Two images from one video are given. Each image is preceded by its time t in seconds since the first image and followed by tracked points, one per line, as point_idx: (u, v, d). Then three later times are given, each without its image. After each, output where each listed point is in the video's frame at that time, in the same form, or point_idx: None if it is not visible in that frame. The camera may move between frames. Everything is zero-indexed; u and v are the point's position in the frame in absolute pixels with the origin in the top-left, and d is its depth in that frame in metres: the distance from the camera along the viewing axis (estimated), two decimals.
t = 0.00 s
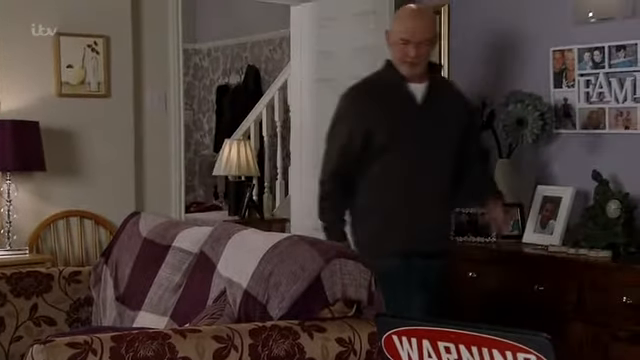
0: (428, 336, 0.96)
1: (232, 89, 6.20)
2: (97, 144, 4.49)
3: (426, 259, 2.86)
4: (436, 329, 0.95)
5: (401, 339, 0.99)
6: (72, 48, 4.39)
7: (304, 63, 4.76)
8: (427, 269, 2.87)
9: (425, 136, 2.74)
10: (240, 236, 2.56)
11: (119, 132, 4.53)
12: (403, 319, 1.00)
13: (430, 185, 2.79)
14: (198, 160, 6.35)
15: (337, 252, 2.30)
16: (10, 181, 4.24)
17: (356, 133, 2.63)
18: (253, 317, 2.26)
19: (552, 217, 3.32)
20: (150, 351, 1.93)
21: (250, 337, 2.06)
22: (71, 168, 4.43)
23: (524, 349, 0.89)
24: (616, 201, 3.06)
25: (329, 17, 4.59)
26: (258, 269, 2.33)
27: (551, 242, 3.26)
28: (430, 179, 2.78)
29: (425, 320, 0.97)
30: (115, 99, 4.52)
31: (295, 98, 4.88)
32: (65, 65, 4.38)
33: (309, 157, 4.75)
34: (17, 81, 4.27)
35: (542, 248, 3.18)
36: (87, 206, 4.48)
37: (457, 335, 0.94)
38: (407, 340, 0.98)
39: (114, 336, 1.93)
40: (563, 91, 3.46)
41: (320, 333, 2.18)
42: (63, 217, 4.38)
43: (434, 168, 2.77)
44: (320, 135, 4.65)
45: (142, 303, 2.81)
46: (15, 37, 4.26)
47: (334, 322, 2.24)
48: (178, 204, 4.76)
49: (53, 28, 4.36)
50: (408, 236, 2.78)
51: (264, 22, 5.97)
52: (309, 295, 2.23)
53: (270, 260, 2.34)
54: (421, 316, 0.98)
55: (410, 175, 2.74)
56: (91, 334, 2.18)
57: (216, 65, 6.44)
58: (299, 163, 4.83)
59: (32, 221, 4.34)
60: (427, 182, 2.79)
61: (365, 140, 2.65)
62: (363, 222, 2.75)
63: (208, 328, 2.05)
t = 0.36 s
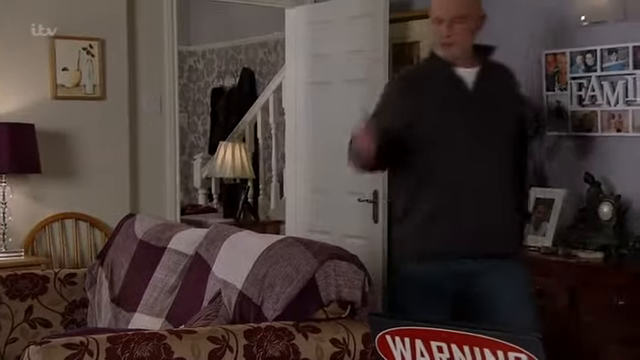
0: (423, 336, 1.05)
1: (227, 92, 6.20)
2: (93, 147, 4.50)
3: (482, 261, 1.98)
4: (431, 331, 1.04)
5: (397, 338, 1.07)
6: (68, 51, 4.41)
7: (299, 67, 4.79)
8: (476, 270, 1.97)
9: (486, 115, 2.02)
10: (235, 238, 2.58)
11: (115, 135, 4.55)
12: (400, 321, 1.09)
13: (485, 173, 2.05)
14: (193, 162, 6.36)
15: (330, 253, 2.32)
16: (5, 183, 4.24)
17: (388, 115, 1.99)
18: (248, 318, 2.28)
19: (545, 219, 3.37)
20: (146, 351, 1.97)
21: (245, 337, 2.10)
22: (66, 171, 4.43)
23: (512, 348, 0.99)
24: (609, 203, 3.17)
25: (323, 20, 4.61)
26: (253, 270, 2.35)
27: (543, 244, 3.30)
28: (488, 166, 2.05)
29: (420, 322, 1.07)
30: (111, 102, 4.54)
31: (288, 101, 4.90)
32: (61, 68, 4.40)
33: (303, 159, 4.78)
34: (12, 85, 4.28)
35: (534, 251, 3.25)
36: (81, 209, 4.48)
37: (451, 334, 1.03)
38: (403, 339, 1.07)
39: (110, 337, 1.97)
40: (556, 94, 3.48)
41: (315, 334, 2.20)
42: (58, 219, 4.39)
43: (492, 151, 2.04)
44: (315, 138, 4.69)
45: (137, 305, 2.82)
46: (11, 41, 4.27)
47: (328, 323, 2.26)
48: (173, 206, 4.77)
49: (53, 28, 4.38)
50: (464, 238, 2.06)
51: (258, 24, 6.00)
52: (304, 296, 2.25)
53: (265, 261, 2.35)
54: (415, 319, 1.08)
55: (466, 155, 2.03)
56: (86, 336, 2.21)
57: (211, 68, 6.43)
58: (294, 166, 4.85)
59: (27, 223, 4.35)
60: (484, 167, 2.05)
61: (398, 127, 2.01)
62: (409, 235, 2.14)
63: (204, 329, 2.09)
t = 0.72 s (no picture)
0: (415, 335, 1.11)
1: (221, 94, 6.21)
2: (87, 149, 4.50)
3: (544, 285, 1.59)
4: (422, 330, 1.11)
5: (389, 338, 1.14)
6: (61, 53, 4.41)
7: (292, 69, 4.81)
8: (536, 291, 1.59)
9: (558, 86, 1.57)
10: (229, 240, 2.59)
11: (109, 137, 4.55)
12: (393, 320, 1.14)
13: (558, 162, 1.56)
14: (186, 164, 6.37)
15: (324, 255, 2.33)
16: None
17: (431, 100, 1.60)
18: (241, 320, 2.29)
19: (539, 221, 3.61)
20: (140, 352, 1.99)
21: (239, 338, 2.12)
22: (59, 173, 4.43)
23: (501, 346, 1.06)
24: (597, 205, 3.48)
25: (317, 22, 4.62)
26: (247, 272, 2.36)
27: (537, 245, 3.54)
28: (562, 154, 1.56)
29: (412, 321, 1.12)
30: (105, 104, 4.54)
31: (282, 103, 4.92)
32: (55, 71, 4.41)
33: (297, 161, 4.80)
34: (6, 88, 4.27)
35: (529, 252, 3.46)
36: (75, 211, 4.48)
37: (441, 333, 1.09)
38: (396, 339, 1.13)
39: (105, 338, 1.99)
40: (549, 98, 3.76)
41: (308, 335, 2.22)
42: (51, 221, 4.39)
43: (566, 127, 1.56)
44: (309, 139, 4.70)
45: (131, 306, 2.83)
46: (6, 45, 4.27)
47: (321, 324, 2.28)
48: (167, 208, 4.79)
49: (53, 28, 4.40)
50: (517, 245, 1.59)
51: (252, 27, 6.02)
52: (297, 298, 2.26)
53: (258, 263, 2.36)
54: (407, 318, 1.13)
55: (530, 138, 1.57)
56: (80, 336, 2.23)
57: (205, 70, 6.43)
58: (287, 168, 4.86)
59: (21, 225, 4.34)
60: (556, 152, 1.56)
61: (441, 105, 1.60)
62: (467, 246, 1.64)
63: (198, 330, 2.11)
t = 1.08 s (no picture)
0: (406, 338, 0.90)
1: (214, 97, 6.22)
2: (80, 153, 4.50)
3: (572, 295, 1.53)
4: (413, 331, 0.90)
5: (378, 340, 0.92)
6: (54, 56, 4.41)
7: (286, 72, 4.82)
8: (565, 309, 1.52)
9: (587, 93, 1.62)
10: (222, 243, 2.60)
11: (102, 141, 4.54)
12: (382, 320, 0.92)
13: (576, 170, 1.61)
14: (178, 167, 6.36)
15: (317, 258, 2.34)
16: None
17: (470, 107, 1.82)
18: (234, 322, 2.31)
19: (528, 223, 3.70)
20: (133, 355, 2.03)
21: (232, 341, 2.14)
22: (52, 177, 4.43)
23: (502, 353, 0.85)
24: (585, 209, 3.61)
25: (310, 26, 4.63)
26: (240, 275, 2.37)
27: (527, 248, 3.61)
28: (578, 164, 1.61)
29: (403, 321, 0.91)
30: (98, 108, 4.53)
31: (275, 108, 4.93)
32: (48, 74, 4.41)
33: (290, 165, 4.81)
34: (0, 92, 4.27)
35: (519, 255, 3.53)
36: (68, 214, 4.48)
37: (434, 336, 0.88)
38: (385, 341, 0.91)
39: (98, 341, 2.03)
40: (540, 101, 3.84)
41: (301, 338, 2.24)
42: (44, 225, 4.39)
43: (586, 137, 1.61)
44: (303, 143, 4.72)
45: (124, 309, 2.84)
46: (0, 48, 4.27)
47: (314, 326, 2.30)
48: (160, 211, 4.79)
49: (53, 28, 4.42)
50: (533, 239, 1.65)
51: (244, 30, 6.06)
52: (290, 300, 2.28)
53: (251, 266, 2.37)
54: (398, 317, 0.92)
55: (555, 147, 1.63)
56: (75, 340, 2.28)
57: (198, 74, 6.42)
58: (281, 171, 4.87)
59: (14, 229, 4.35)
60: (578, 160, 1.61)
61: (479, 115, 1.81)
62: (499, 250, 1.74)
63: (191, 333, 2.13)
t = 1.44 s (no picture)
0: None
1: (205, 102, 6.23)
2: (70, 157, 4.49)
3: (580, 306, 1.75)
4: None
5: None
6: (46, 60, 4.41)
7: (276, 77, 4.83)
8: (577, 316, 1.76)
9: (596, 90, 1.72)
10: (214, 246, 2.60)
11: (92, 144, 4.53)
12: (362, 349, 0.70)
13: (585, 168, 1.72)
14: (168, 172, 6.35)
15: (308, 261, 2.35)
16: None
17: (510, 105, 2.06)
18: (224, 326, 2.31)
19: (517, 228, 3.71)
20: None
21: (223, 345, 2.17)
22: (43, 180, 4.43)
23: None
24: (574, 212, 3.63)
25: (301, 31, 4.65)
26: (231, 279, 2.37)
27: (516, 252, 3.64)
28: (587, 161, 1.72)
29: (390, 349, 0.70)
30: (89, 111, 4.53)
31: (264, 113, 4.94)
32: (38, 78, 4.41)
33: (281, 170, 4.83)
34: None
35: (509, 259, 3.56)
36: (58, 218, 4.47)
37: None
38: None
39: (88, 345, 2.04)
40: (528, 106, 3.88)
41: (291, 341, 2.27)
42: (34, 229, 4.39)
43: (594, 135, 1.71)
44: (295, 147, 4.74)
45: (114, 314, 2.84)
46: None
47: (305, 330, 2.32)
48: (150, 216, 4.78)
49: (53, 28, 4.43)
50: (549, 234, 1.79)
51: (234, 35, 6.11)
52: (281, 304, 2.29)
53: (242, 270, 2.38)
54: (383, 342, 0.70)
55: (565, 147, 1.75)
56: (64, 344, 2.29)
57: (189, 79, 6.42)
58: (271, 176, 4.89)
59: (3, 233, 4.34)
60: (586, 154, 1.72)
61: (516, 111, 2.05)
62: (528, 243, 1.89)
63: (181, 336, 2.15)
